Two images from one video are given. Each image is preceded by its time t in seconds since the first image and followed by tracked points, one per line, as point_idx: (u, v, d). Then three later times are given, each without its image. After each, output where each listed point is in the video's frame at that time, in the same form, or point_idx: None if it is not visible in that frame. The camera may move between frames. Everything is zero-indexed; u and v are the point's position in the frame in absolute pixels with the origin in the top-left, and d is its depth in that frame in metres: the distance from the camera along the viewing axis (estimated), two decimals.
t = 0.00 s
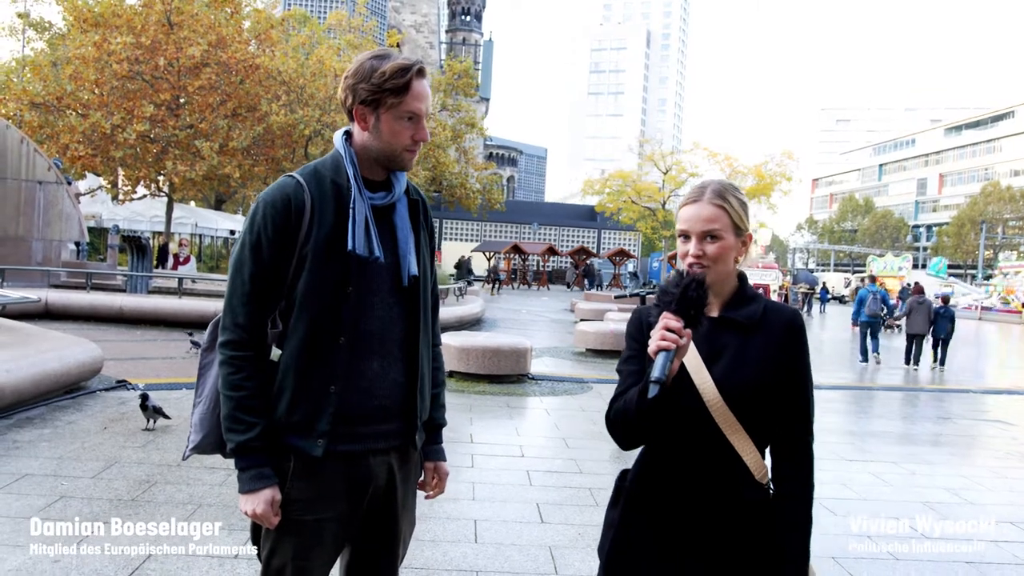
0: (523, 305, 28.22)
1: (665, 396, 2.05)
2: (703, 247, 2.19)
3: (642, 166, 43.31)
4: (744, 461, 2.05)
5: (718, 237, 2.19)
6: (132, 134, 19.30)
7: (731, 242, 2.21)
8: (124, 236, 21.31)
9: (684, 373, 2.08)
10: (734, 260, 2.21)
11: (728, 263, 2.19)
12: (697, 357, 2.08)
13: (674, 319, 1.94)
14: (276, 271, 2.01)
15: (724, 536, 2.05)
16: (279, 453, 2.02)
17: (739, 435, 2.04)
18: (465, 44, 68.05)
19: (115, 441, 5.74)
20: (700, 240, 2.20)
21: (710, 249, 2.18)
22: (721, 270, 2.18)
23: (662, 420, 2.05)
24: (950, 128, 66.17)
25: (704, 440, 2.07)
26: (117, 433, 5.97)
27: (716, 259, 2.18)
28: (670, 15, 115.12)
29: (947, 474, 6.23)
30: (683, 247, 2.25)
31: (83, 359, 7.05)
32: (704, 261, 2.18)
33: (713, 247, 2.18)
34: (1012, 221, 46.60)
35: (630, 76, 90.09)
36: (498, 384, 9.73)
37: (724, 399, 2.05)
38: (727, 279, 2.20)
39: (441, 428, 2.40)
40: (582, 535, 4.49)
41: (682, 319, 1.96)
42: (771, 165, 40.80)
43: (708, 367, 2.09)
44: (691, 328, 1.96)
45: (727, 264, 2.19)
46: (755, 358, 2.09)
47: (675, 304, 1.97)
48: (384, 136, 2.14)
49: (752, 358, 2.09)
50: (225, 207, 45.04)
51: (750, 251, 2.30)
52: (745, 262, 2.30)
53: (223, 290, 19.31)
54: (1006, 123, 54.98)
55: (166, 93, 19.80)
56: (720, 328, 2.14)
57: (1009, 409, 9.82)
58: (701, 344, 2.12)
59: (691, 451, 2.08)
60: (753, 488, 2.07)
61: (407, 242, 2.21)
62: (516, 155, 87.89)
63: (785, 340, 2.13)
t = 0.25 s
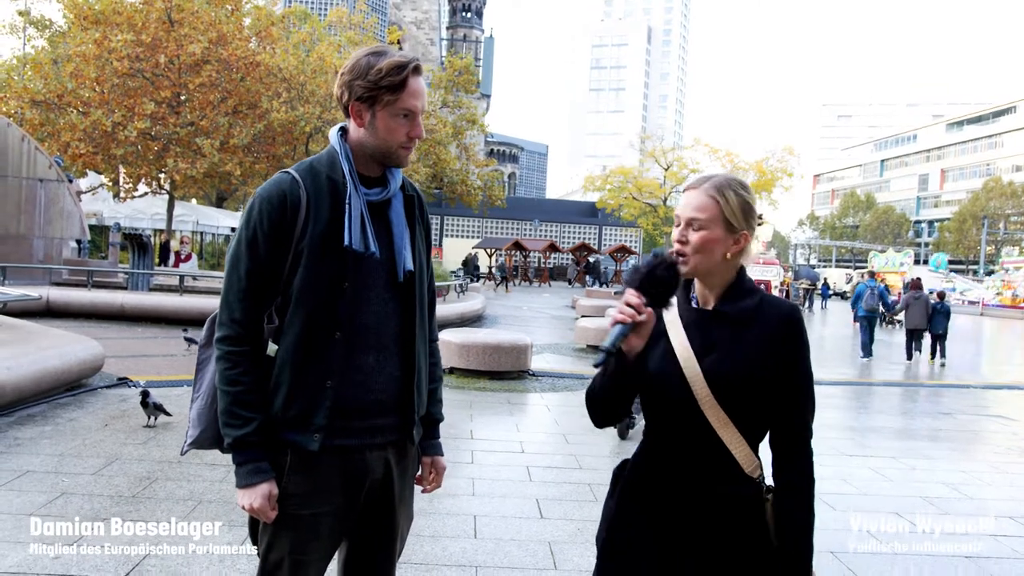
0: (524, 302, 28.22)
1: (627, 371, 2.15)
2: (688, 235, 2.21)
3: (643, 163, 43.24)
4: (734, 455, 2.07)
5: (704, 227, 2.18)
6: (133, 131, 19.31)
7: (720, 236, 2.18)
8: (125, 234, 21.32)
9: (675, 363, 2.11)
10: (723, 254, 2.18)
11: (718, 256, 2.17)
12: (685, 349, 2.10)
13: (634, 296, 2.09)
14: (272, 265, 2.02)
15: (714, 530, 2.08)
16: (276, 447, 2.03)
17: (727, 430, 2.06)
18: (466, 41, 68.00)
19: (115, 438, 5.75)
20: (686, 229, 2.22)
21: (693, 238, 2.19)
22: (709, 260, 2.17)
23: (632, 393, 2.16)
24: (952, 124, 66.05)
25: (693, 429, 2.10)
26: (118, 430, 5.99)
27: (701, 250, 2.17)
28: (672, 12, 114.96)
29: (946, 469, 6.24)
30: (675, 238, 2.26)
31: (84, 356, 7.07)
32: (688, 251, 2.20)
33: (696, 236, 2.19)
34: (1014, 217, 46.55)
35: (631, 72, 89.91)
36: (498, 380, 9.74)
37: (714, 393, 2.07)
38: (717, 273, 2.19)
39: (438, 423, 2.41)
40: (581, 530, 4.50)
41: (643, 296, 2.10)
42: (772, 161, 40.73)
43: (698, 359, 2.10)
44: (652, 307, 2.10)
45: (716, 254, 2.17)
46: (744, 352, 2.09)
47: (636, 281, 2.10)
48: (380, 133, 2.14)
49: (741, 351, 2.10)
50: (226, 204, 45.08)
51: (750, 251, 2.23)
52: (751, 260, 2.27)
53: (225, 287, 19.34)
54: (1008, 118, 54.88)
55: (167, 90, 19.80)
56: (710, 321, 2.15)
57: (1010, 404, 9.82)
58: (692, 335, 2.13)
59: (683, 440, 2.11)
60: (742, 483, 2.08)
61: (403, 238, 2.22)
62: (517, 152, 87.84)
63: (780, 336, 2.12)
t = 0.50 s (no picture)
0: (523, 301, 28.22)
1: (613, 361, 2.22)
2: (687, 234, 2.22)
3: (641, 161, 43.22)
4: (725, 452, 2.09)
5: (701, 226, 2.20)
6: (130, 135, 19.30)
7: (719, 234, 2.19)
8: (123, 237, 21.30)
9: (671, 358, 2.16)
10: (722, 253, 2.18)
11: (716, 254, 2.18)
12: (681, 345, 2.14)
13: (614, 289, 2.14)
14: (267, 266, 2.02)
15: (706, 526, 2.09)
16: (271, 447, 2.03)
17: (718, 426, 2.08)
18: (462, 41, 68.00)
19: (114, 441, 5.76)
20: (686, 229, 2.23)
21: (692, 234, 2.20)
22: (707, 259, 2.18)
23: (624, 384, 2.22)
24: (949, 119, 66.09)
25: (686, 424, 2.13)
26: (117, 433, 6.00)
27: (699, 247, 2.19)
28: (668, 10, 114.94)
29: (945, 463, 6.25)
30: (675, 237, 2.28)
31: (82, 360, 7.08)
32: (687, 249, 2.21)
33: (695, 233, 2.20)
34: (1012, 211, 46.57)
35: (629, 71, 89.88)
36: (497, 379, 9.75)
37: (707, 391, 2.10)
38: (716, 271, 2.20)
39: (435, 422, 2.42)
40: (580, 528, 4.51)
41: (622, 288, 2.15)
42: (770, 158, 40.72)
43: (692, 356, 2.14)
44: (630, 299, 2.15)
45: (716, 253, 2.18)
46: (738, 349, 2.11)
47: (619, 274, 2.14)
48: (373, 133, 2.14)
49: (736, 349, 2.11)
50: (224, 206, 45.04)
51: (754, 251, 2.22)
52: (760, 257, 2.26)
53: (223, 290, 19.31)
54: (1005, 113, 54.91)
55: (164, 93, 19.78)
56: (709, 318, 2.18)
57: (1009, 398, 9.84)
58: (689, 331, 2.17)
59: (677, 434, 2.15)
60: (735, 481, 2.09)
61: (397, 237, 2.23)
62: (515, 151, 87.83)
63: (777, 332, 2.13)
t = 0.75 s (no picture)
0: (518, 299, 28.22)
1: (612, 360, 2.26)
2: (692, 235, 2.23)
3: (636, 159, 43.23)
4: (717, 449, 2.09)
5: (704, 227, 2.20)
6: (124, 134, 19.23)
7: (723, 236, 2.18)
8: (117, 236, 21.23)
9: (670, 358, 2.19)
10: (727, 253, 2.19)
11: (721, 254, 2.18)
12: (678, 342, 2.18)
13: (606, 289, 2.17)
14: (259, 265, 2.01)
15: (697, 525, 2.10)
16: (265, 446, 2.03)
17: (710, 423, 2.09)
18: (457, 39, 67.92)
19: (109, 441, 5.75)
20: (691, 229, 2.23)
21: (696, 237, 2.20)
22: (712, 259, 2.18)
23: (627, 382, 2.28)
24: (943, 116, 66.29)
25: (681, 421, 2.16)
26: (113, 432, 5.98)
27: (704, 248, 2.18)
28: (663, 7, 114.95)
29: (940, 459, 6.27)
30: (680, 238, 2.28)
31: (77, 359, 7.05)
32: (693, 249, 2.21)
33: (699, 235, 2.20)
34: (1005, 208, 46.75)
35: (623, 68, 89.86)
36: (493, 377, 9.75)
37: (702, 391, 2.11)
38: (720, 270, 2.20)
39: (429, 420, 2.41)
40: (576, 526, 4.51)
41: (614, 287, 2.17)
42: (765, 155, 40.79)
43: (690, 354, 2.16)
44: (622, 298, 2.16)
45: (720, 253, 2.18)
46: (736, 348, 2.10)
47: (612, 276, 2.18)
48: (366, 130, 2.14)
49: (733, 347, 2.11)
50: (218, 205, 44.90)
51: (758, 249, 2.22)
52: (766, 256, 2.26)
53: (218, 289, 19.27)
54: (998, 110, 55.08)
55: (157, 92, 19.71)
56: (708, 315, 2.19)
57: (1002, 394, 9.89)
58: (689, 331, 2.20)
59: (675, 431, 2.18)
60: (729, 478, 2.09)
61: (390, 235, 2.22)
62: (510, 149, 87.76)
63: (778, 332, 2.10)
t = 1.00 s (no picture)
0: (518, 296, 28.22)
1: (618, 357, 2.24)
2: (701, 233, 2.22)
3: (634, 155, 43.18)
4: (723, 447, 2.08)
5: (714, 224, 2.19)
6: (122, 132, 19.20)
7: (732, 233, 2.18)
8: (116, 235, 21.21)
9: (677, 355, 2.18)
10: (738, 251, 2.17)
11: (732, 250, 2.17)
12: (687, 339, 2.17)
13: (614, 285, 2.14)
14: (259, 262, 2.00)
15: (701, 523, 2.09)
16: (266, 444, 2.02)
17: (717, 421, 2.08)
18: (455, 36, 67.78)
19: (109, 439, 5.73)
20: (700, 226, 2.23)
21: (706, 234, 2.19)
22: (722, 256, 2.17)
23: (633, 381, 2.25)
24: (941, 110, 66.26)
25: (686, 418, 2.15)
26: (112, 431, 5.97)
27: (714, 246, 2.18)
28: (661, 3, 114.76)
29: (940, 454, 6.28)
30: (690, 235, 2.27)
31: (76, 358, 7.04)
32: (703, 246, 2.20)
33: (709, 233, 2.19)
34: (1004, 202, 46.76)
35: (622, 64, 89.72)
36: (493, 374, 9.74)
37: (709, 389, 2.10)
38: (731, 268, 2.19)
39: (430, 417, 2.41)
40: (577, 523, 4.50)
41: (621, 284, 2.14)
42: (764, 151, 40.77)
43: (698, 352, 2.15)
44: (630, 295, 2.14)
45: (731, 250, 2.17)
46: (746, 346, 2.10)
47: (621, 271, 2.15)
48: (365, 127, 2.13)
49: (744, 344, 2.11)
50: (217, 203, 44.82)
51: (768, 248, 2.21)
52: (776, 254, 2.25)
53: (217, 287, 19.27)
54: (996, 104, 55.06)
55: (155, 90, 19.67)
56: (717, 312, 2.18)
57: (1002, 388, 9.89)
58: (698, 328, 2.19)
59: (679, 430, 2.17)
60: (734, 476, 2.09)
61: (390, 231, 2.22)
62: (509, 146, 87.65)
63: (789, 332, 2.09)
